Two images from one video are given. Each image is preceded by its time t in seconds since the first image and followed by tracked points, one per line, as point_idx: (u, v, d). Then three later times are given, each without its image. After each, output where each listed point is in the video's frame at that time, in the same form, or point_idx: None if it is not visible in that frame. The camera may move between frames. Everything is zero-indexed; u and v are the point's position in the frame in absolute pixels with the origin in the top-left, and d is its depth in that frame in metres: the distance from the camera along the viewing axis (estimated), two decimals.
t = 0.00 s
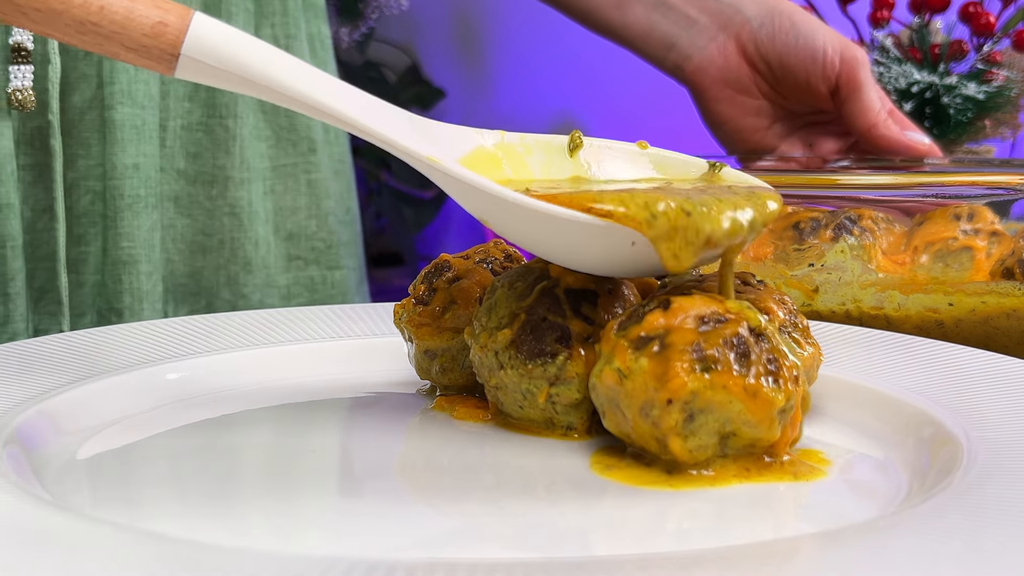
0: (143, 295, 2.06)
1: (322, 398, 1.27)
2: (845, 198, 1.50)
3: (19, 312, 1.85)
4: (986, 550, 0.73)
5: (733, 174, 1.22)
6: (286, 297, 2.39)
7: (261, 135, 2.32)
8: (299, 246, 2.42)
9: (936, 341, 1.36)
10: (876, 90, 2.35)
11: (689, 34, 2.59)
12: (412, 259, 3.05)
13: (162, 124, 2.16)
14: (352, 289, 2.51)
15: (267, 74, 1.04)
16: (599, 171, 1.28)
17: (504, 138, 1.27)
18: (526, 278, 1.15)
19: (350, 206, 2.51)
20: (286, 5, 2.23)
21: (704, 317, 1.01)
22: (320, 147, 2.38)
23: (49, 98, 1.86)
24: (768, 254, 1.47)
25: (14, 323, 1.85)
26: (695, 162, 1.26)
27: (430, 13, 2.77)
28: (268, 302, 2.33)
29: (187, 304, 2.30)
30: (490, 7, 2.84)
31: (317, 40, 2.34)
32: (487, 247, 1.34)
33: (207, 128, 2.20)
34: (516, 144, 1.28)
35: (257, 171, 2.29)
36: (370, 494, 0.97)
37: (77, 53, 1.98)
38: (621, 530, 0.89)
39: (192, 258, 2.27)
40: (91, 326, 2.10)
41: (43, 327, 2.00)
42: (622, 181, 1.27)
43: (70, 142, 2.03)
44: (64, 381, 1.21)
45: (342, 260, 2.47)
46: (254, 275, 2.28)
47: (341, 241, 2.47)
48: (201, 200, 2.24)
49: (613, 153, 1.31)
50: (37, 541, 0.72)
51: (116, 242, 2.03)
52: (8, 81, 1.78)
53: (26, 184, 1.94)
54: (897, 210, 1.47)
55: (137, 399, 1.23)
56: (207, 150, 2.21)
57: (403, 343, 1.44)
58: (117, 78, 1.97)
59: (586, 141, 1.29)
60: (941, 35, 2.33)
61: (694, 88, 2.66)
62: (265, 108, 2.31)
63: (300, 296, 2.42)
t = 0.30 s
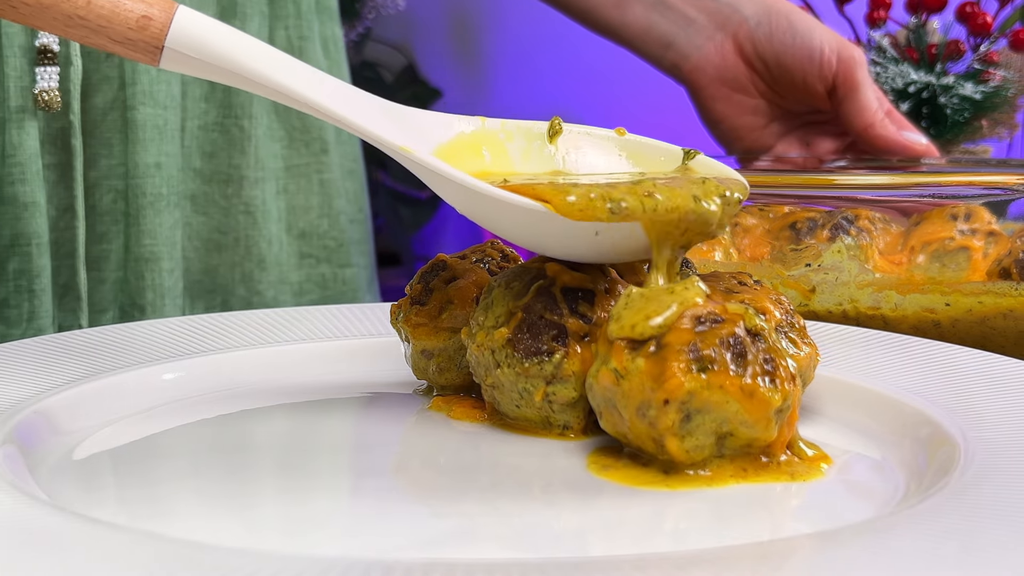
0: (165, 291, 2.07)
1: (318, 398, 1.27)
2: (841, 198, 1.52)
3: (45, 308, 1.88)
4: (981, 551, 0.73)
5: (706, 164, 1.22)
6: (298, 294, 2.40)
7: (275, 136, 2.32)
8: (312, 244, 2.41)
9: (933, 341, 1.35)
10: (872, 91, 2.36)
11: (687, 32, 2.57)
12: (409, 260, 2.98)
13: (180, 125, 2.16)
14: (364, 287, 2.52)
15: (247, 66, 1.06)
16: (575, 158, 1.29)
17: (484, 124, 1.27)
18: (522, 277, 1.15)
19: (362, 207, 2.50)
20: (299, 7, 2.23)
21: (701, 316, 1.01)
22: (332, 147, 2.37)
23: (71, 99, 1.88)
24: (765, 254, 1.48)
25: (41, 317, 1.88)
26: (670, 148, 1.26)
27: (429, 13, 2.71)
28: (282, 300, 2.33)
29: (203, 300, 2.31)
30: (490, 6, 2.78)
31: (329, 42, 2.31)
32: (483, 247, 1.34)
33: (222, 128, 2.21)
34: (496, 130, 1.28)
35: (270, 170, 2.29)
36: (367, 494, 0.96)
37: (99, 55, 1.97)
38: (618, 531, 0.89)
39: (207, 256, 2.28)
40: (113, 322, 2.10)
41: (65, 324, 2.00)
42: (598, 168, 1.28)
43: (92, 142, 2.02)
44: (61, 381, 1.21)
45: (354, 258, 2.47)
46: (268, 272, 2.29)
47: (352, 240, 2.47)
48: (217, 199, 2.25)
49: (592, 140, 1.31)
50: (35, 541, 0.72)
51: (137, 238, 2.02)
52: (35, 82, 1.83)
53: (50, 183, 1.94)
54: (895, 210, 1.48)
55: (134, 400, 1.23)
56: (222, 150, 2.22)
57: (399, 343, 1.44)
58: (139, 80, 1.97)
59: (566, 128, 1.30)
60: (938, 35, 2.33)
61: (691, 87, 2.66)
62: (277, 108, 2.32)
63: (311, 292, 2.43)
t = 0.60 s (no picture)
0: (187, 287, 2.08)
1: (314, 399, 1.27)
2: (838, 198, 1.51)
3: (71, 304, 1.89)
4: (975, 550, 0.73)
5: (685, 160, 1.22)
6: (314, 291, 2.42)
7: (292, 136, 2.32)
8: (327, 242, 2.41)
9: (929, 341, 1.35)
10: (870, 91, 2.38)
11: (685, 31, 2.57)
12: (405, 259, 2.91)
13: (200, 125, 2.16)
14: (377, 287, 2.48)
15: (242, 67, 1.11)
16: (559, 149, 1.28)
17: (473, 115, 1.27)
18: (519, 276, 1.15)
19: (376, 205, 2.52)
20: (314, 11, 2.23)
21: (697, 317, 1.01)
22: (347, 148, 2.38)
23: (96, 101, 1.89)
24: (762, 255, 1.47)
25: (67, 313, 1.88)
26: (652, 140, 1.25)
27: (425, 13, 2.65)
28: (298, 297, 2.36)
29: (221, 297, 2.32)
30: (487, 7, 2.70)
31: (341, 44, 2.31)
32: (480, 247, 1.34)
33: (241, 129, 2.23)
34: (485, 121, 1.28)
35: (286, 170, 2.30)
36: (365, 494, 0.96)
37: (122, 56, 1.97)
38: (616, 531, 0.89)
39: (225, 254, 2.30)
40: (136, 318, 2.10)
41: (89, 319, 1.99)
42: (582, 160, 1.28)
43: (116, 142, 2.03)
44: (57, 381, 1.21)
45: (367, 256, 2.45)
46: (285, 269, 2.30)
47: (365, 238, 2.45)
48: (235, 198, 2.27)
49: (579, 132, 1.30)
50: (34, 541, 0.72)
51: (160, 236, 2.03)
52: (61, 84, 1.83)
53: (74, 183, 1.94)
54: (891, 210, 1.48)
55: (130, 400, 1.23)
56: (240, 151, 2.24)
57: (395, 343, 1.44)
58: (163, 82, 1.97)
59: (553, 119, 1.29)
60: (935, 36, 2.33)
61: (689, 87, 2.65)
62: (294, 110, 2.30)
63: (327, 290, 2.44)
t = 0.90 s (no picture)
0: (203, 285, 2.10)
1: (310, 399, 1.27)
2: (835, 198, 1.51)
3: (91, 300, 1.91)
4: (974, 551, 0.73)
5: (716, 166, 1.24)
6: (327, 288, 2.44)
7: (304, 136, 2.33)
8: (340, 241, 2.43)
9: (925, 341, 1.36)
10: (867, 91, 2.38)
11: (683, 31, 2.57)
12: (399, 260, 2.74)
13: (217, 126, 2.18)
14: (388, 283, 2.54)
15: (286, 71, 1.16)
16: (594, 150, 1.31)
17: (509, 115, 1.31)
18: (516, 276, 1.14)
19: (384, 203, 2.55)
20: (327, 14, 2.23)
21: (694, 316, 1.00)
22: (359, 147, 2.38)
23: (120, 102, 1.92)
24: (758, 254, 1.47)
25: (87, 309, 1.91)
26: (686, 144, 1.27)
27: (422, 12, 2.61)
28: (310, 293, 2.39)
29: (234, 294, 2.35)
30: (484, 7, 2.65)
31: (352, 46, 2.33)
32: (477, 247, 1.34)
33: (254, 130, 2.23)
34: (521, 121, 1.32)
35: (299, 170, 2.31)
36: (364, 493, 0.97)
37: (141, 59, 2.00)
38: (613, 531, 0.89)
39: (240, 252, 2.31)
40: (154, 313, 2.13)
41: (110, 315, 2.04)
42: (616, 161, 1.31)
43: (134, 142, 2.04)
44: (55, 381, 1.21)
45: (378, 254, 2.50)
46: (297, 267, 2.32)
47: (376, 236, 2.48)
48: (248, 197, 2.27)
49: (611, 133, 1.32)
50: (31, 541, 0.72)
51: (177, 235, 2.05)
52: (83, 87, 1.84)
53: (94, 182, 1.97)
54: (889, 210, 1.47)
55: (127, 400, 1.23)
56: (253, 151, 2.24)
57: (392, 342, 1.45)
58: (180, 84, 1.99)
59: (586, 120, 1.32)
60: (932, 35, 2.33)
61: (687, 86, 2.65)
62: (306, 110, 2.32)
63: (340, 286, 2.46)
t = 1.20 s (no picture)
0: (220, 284, 2.14)
1: (307, 399, 1.27)
2: (831, 198, 1.52)
3: (109, 299, 1.98)
4: (970, 551, 0.73)
5: (728, 161, 1.27)
6: (336, 288, 2.45)
7: (314, 138, 2.32)
8: (349, 241, 2.44)
9: (921, 341, 1.36)
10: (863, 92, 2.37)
11: (680, 31, 2.57)
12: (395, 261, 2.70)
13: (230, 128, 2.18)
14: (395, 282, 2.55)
15: (306, 65, 1.17)
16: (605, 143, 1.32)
17: (521, 108, 1.31)
18: (512, 277, 1.14)
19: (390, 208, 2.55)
20: (336, 17, 2.28)
21: (691, 317, 1.01)
22: (368, 148, 2.38)
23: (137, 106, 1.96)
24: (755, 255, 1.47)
25: (105, 308, 1.98)
26: (697, 139, 1.29)
27: (419, 13, 2.60)
28: (319, 293, 2.40)
29: (245, 293, 2.37)
30: (481, 8, 2.64)
31: (360, 48, 2.39)
32: (474, 248, 1.35)
33: (266, 132, 2.24)
34: (533, 115, 1.32)
35: (308, 170, 2.32)
36: (361, 493, 0.97)
37: (157, 63, 2.02)
38: (610, 531, 0.89)
39: (250, 251, 2.33)
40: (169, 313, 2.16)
41: (126, 314, 2.08)
42: (627, 154, 1.32)
43: (149, 144, 2.07)
44: (52, 381, 1.21)
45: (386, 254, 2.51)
46: (307, 266, 2.35)
47: (385, 236, 2.50)
48: (260, 197, 2.29)
49: (621, 126, 1.33)
50: (28, 539, 0.72)
51: (193, 235, 2.09)
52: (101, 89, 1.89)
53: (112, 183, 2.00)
54: (884, 210, 1.49)
55: (125, 399, 1.23)
56: (265, 152, 2.26)
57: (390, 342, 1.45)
58: (196, 87, 2.02)
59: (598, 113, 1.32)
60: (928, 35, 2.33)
61: (685, 86, 2.65)
62: (316, 113, 2.31)
63: (350, 286, 2.46)
